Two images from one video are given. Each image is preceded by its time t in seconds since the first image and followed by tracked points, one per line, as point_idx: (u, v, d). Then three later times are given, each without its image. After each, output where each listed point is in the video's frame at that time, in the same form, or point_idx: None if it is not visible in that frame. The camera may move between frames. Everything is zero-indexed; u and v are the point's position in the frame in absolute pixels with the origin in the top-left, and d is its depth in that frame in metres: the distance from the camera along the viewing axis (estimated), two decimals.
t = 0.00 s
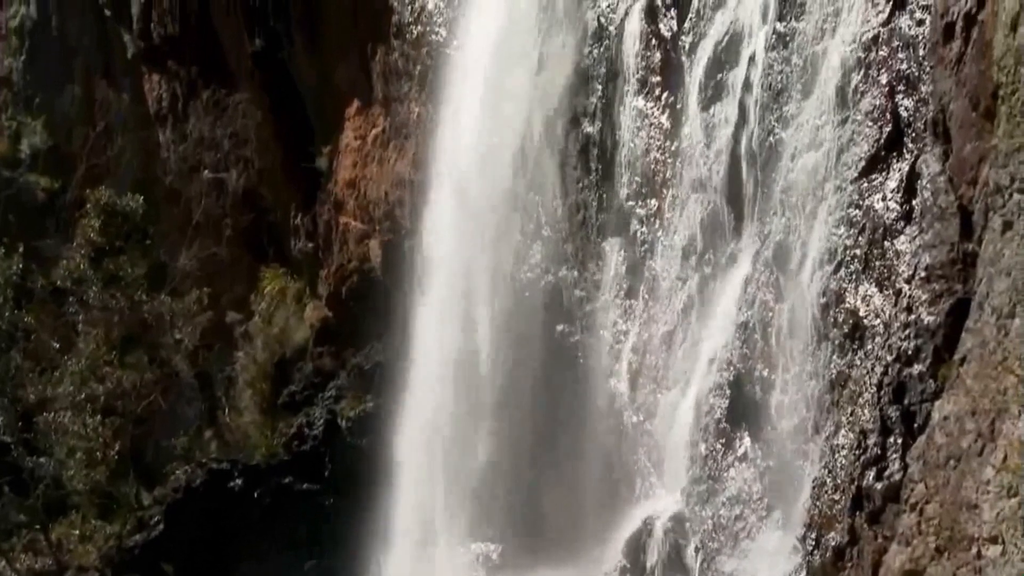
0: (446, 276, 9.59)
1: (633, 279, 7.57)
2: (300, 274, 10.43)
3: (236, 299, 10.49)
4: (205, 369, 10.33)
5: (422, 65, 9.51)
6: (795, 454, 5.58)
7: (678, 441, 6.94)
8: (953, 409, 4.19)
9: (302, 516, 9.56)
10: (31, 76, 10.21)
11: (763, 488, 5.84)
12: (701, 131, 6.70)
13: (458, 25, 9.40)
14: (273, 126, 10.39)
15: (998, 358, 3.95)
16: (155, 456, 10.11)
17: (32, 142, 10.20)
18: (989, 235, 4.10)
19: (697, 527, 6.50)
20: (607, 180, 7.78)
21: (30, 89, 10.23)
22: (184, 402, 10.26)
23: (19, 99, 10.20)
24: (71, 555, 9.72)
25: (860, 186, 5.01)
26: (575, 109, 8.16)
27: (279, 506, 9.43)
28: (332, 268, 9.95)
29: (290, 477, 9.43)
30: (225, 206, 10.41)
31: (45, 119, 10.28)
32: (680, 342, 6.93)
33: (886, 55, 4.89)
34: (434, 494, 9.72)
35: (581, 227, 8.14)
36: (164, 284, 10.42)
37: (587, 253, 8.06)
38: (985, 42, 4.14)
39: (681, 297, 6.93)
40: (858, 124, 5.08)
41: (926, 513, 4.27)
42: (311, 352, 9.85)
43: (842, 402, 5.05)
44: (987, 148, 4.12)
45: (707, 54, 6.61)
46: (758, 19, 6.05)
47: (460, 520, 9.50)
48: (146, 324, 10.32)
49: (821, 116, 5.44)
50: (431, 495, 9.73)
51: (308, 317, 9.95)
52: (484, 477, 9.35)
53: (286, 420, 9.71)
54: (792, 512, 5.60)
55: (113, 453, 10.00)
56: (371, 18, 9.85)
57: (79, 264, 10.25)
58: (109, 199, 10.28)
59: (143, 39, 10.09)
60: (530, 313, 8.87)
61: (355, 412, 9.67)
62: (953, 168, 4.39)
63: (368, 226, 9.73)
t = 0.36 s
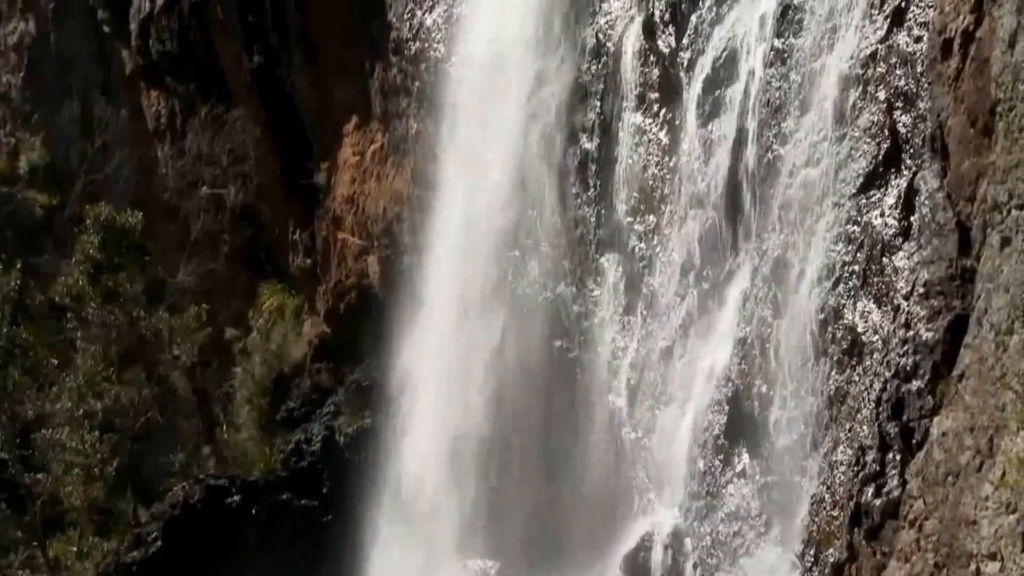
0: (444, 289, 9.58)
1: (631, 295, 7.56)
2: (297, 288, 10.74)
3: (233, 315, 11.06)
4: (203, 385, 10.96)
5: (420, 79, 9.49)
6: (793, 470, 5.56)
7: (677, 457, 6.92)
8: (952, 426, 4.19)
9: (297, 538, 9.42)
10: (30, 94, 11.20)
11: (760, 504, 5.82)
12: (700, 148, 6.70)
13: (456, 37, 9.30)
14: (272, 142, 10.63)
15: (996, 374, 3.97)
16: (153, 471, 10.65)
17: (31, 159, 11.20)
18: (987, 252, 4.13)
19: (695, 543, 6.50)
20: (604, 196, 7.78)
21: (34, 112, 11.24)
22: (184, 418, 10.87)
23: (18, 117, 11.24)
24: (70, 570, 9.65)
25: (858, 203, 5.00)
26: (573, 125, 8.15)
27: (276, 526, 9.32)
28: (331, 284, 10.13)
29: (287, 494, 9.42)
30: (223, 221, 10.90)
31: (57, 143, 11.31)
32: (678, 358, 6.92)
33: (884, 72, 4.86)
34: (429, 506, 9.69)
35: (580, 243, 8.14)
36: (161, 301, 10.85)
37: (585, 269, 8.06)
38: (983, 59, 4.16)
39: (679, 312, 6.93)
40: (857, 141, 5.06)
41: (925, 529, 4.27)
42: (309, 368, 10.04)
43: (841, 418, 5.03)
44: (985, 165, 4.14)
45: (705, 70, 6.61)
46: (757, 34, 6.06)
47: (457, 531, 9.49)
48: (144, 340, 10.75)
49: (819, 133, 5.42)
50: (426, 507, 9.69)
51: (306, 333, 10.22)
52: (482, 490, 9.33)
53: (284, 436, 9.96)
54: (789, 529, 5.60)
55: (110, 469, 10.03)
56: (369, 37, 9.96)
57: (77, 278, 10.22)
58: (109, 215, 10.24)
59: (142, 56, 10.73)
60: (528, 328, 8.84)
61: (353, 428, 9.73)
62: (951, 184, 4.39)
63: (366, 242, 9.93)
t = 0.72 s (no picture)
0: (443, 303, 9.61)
1: (629, 310, 7.56)
2: (296, 303, 10.78)
3: (232, 329, 11.00)
4: (201, 399, 10.83)
5: (418, 94, 9.52)
6: (792, 484, 5.54)
7: (675, 471, 6.90)
8: (951, 440, 4.19)
9: (295, 555, 9.33)
10: (30, 108, 11.15)
11: (759, 518, 5.81)
12: (698, 162, 6.68)
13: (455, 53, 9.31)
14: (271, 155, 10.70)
15: (995, 388, 3.97)
16: (153, 488, 10.38)
17: (30, 173, 11.13)
18: (985, 267, 4.13)
19: (694, 558, 6.49)
20: (604, 210, 7.78)
21: (33, 126, 11.18)
22: (183, 432, 10.69)
23: (18, 131, 11.18)
24: None
25: (856, 218, 4.97)
26: (572, 139, 8.16)
27: (275, 541, 9.22)
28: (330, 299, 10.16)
29: (286, 509, 9.34)
30: (222, 235, 10.92)
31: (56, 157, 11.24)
32: (677, 372, 6.90)
33: (882, 86, 4.82)
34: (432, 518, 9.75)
35: (579, 258, 8.14)
36: (160, 316, 10.94)
37: (584, 284, 8.05)
38: (982, 74, 4.17)
39: (678, 327, 6.90)
40: (854, 155, 5.01)
41: (924, 545, 4.27)
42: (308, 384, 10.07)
43: (839, 433, 5.01)
44: (984, 180, 4.15)
45: (704, 85, 6.60)
46: (755, 49, 6.06)
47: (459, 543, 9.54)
48: (143, 355, 10.79)
49: (817, 147, 5.37)
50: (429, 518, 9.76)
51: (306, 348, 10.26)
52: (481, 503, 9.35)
53: (283, 451, 10.04)
54: (788, 543, 5.58)
55: (108, 484, 10.08)
56: (368, 50, 10.02)
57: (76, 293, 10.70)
58: (109, 229, 10.68)
59: (141, 70, 10.81)
60: (523, 342, 8.84)
61: (352, 442, 9.67)
62: (949, 199, 4.39)
63: (365, 257, 9.91)
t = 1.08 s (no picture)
0: (440, 317, 9.58)
1: (627, 324, 7.54)
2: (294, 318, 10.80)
3: (229, 343, 11.03)
4: (199, 413, 10.84)
5: (417, 107, 9.47)
6: (790, 498, 5.53)
7: (674, 486, 6.88)
8: (950, 454, 4.18)
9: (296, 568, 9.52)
10: (29, 121, 11.39)
11: (758, 533, 5.80)
12: (696, 176, 6.67)
13: (451, 65, 9.28)
14: (269, 171, 10.77)
15: (994, 403, 3.96)
16: (151, 502, 10.48)
17: (28, 187, 11.38)
18: (983, 281, 4.13)
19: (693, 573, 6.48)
20: (603, 225, 7.77)
21: (32, 140, 11.42)
22: (182, 447, 10.74)
23: (15, 145, 11.43)
24: None
25: (854, 232, 4.95)
26: (570, 153, 8.17)
27: (272, 553, 9.46)
28: (327, 314, 10.27)
29: (285, 522, 9.53)
30: (220, 249, 11.00)
31: (54, 171, 11.48)
32: (676, 387, 6.88)
33: (881, 101, 4.79)
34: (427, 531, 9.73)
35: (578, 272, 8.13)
36: (159, 329, 11.04)
37: (583, 298, 8.04)
38: (980, 89, 4.18)
39: (677, 341, 6.87)
40: (852, 169, 4.99)
41: (923, 559, 4.27)
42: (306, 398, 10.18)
43: (838, 448, 4.99)
44: (982, 195, 4.15)
45: (702, 99, 6.60)
46: (754, 64, 6.06)
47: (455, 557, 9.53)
48: (142, 369, 10.91)
49: (816, 161, 5.34)
50: (424, 532, 9.72)
51: (304, 362, 10.30)
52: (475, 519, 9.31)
53: (281, 466, 10.11)
54: (786, 558, 5.57)
55: (105, 498, 10.28)
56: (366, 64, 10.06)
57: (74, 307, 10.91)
58: (108, 243, 10.85)
59: (140, 85, 10.96)
60: (523, 359, 8.81)
61: (351, 456, 9.70)
62: (947, 214, 4.38)
63: (364, 271, 9.96)
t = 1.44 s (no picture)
0: (437, 332, 9.56)
1: (625, 339, 7.54)
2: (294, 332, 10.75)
3: (228, 358, 10.97)
4: (196, 428, 10.86)
5: (416, 122, 9.51)
6: (788, 513, 5.51)
7: (672, 501, 6.86)
8: (948, 469, 4.18)
9: None
10: (28, 137, 11.38)
11: (756, 549, 5.80)
12: (694, 191, 6.67)
13: (449, 79, 9.28)
14: (268, 186, 10.76)
15: (991, 418, 3.95)
16: (148, 517, 10.55)
17: (26, 202, 11.35)
18: (981, 295, 4.13)
19: None
20: (601, 240, 7.77)
21: (31, 155, 11.42)
22: (179, 462, 10.78)
23: (14, 160, 11.42)
24: None
25: (852, 246, 4.94)
26: (568, 168, 8.18)
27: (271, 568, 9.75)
28: (326, 328, 10.25)
29: (281, 538, 9.82)
30: (218, 264, 10.98)
31: (52, 186, 11.46)
32: (673, 401, 6.87)
33: (878, 116, 4.81)
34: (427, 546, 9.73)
35: (576, 287, 8.13)
36: (157, 344, 11.04)
37: (581, 313, 8.04)
38: (977, 104, 4.19)
39: (675, 356, 6.87)
40: (850, 184, 4.99)
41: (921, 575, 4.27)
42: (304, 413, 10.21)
43: (836, 462, 4.99)
44: (979, 210, 4.15)
45: (699, 115, 6.61)
46: (753, 79, 6.06)
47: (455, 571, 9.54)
48: (139, 385, 10.96)
49: (813, 176, 5.34)
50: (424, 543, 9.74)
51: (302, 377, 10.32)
52: (475, 534, 9.31)
53: (280, 480, 10.20)
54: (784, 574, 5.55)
55: (104, 513, 10.36)
56: (365, 78, 10.12)
57: (73, 323, 10.94)
58: (107, 257, 10.96)
59: (138, 99, 10.98)
60: (521, 374, 8.80)
61: (348, 470, 9.86)
62: (945, 229, 4.39)
63: (362, 285, 9.95)
